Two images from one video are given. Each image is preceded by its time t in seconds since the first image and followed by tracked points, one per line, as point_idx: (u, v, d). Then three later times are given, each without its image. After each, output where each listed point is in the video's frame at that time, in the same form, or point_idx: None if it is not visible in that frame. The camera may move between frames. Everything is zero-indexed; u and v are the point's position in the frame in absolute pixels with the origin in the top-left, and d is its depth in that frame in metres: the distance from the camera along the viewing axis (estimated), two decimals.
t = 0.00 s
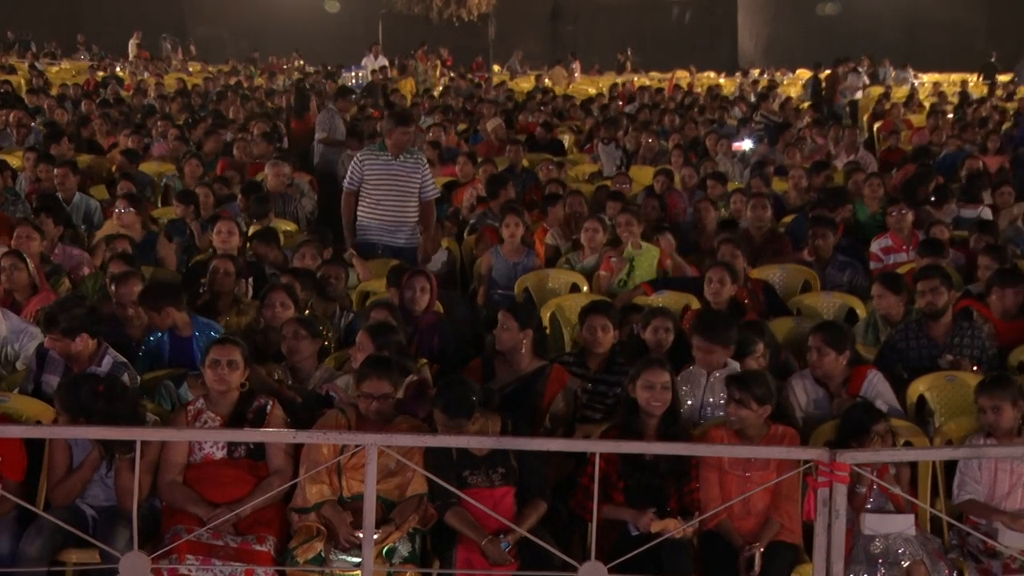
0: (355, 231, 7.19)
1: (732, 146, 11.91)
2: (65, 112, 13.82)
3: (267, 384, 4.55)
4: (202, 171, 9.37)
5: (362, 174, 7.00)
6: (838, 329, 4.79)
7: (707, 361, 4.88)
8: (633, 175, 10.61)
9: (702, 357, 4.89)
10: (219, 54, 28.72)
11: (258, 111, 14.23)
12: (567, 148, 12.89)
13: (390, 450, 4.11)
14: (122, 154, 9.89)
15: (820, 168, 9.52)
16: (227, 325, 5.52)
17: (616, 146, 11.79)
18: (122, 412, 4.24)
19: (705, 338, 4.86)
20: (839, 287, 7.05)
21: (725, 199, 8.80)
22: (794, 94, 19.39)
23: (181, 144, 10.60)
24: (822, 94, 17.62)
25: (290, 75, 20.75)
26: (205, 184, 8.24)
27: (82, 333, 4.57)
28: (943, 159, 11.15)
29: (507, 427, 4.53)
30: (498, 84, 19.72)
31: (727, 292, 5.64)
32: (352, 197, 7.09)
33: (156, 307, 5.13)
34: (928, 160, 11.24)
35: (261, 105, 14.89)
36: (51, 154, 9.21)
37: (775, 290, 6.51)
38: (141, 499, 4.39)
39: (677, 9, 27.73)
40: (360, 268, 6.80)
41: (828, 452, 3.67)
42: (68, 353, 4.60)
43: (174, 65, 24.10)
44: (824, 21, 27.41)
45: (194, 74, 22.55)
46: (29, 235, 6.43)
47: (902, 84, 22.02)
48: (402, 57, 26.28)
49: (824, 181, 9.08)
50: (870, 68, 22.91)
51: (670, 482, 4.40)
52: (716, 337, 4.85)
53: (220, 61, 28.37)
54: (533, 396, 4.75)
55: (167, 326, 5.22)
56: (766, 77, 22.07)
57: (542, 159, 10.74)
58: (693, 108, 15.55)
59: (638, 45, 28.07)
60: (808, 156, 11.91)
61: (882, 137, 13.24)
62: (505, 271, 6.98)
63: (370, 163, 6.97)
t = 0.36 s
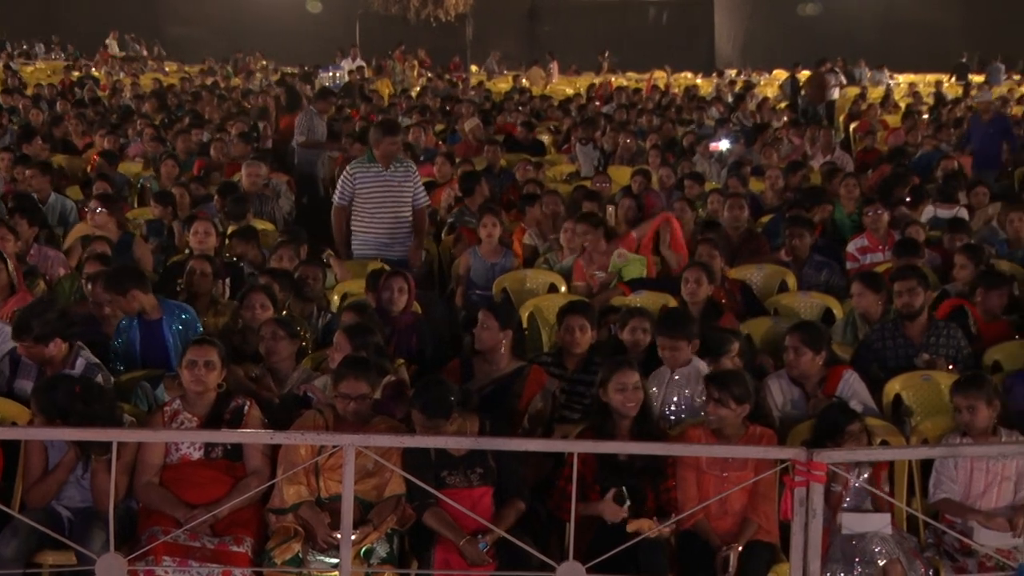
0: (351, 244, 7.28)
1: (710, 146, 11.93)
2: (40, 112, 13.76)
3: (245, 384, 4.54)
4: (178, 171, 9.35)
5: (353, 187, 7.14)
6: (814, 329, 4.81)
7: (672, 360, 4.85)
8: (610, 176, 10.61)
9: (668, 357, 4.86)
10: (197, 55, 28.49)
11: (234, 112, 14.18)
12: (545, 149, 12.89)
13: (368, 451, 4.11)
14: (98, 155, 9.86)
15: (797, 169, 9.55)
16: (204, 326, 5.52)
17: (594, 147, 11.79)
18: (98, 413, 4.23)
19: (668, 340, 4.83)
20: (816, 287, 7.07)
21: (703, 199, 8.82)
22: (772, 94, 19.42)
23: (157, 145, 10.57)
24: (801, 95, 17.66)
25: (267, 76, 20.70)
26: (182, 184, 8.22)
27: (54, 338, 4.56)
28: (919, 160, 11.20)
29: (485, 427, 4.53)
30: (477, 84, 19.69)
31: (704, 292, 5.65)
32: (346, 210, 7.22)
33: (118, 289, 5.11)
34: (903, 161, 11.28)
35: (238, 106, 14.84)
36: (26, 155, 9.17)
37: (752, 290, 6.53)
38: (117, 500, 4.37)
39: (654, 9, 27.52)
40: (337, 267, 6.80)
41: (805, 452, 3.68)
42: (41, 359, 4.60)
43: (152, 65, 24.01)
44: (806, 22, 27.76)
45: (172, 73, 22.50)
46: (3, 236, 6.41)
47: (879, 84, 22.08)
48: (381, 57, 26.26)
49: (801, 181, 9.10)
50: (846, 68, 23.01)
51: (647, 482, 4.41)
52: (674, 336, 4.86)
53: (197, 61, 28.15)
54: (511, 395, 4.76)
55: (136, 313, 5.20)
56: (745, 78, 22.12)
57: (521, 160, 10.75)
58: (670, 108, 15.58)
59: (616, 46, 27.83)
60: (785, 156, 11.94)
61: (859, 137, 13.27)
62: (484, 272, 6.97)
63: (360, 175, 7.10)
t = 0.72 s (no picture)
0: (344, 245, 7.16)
1: (689, 147, 11.94)
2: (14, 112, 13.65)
3: (222, 386, 4.53)
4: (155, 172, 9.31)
5: (340, 188, 6.96)
6: (792, 329, 4.83)
7: (647, 359, 4.83)
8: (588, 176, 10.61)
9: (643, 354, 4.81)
10: (174, 55, 28.07)
11: (211, 112, 14.10)
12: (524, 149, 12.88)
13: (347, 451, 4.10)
14: (74, 156, 9.81)
15: (774, 169, 9.58)
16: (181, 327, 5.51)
17: (573, 147, 11.78)
18: (75, 414, 4.22)
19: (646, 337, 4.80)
20: (794, 287, 7.09)
21: (680, 199, 8.83)
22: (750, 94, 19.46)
23: (133, 146, 10.51)
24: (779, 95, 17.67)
25: (245, 76, 20.59)
26: (158, 185, 8.20)
27: (24, 346, 4.54)
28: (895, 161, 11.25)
29: (463, 428, 4.53)
30: (456, 84, 19.65)
31: (681, 292, 5.66)
32: (336, 210, 7.08)
33: (88, 283, 5.10)
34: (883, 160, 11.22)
35: (215, 106, 14.76)
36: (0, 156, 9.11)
37: (731, 290, 6.54)
38: (95, 501, 4.36)
39: (632, 9, 26.86)
40: (316, 268, 6.81)
41: (783, 452, 3.68)
42: (9, 368, 4.57)
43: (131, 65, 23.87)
44: (789, 21, 28.03)
45: (149, 74, 22.46)
46: None
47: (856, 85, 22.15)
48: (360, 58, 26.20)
49: (778, 181, 9.13)
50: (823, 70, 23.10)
51: (625, 482, 4.41)
52: (652, 334, 4.84)
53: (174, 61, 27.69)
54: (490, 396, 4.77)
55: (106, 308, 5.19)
56: (722, 78, 22.20)
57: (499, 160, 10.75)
58: (649, 109, 15.59)
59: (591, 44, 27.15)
60: (763, 156, 11.96)
61: (837, 137, 13.29)
62: (463, 272, 6.97)
63: (345, 176, 6.91)
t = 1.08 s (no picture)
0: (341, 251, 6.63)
1: (669, 146, 11.96)
2: None
3: (201, 386, 4.52)
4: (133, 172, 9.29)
5: (329, 193, 6.41)
6: (771, 330, 4.86)
7: (626, 362, 4.84)
8: (568, 175, 10.62)
9: (622, 358, 4.83)
10: (153, 55, 27.89)
11: (189, 112, 14.08)
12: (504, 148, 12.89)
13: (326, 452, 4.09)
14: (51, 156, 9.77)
15: (752, 169, 9.60)
16: (159, 328, 5.50)
17: (553, 147, 11.77)
18: (51, 415, 4.20)
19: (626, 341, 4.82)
20: (773, 286, 7.11)
21: (660, 199, 8.84)
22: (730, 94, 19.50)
23: (111, 147, 10.49)
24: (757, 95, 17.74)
25: (223, 77, 20.56)
26: (136, 185, 8.17)
27: None
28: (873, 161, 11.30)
29: (444, 428, 4.53)
30: (435, 84, 19.64)
31: (660, 292, 5.67)
32: (331, 215, 6.53)
33: (62, 289, 5.07)
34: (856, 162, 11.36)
35: (194, 106, 14.72)
36: None
37: (710, 290, 6.56)
38: (72, 502, 4.33)
39: (612, 9, 27.02)
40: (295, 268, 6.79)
41: (763, 451, 3.69)
42: None
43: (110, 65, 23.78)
44: (772, 22, 27.88)
45: (128, 74, 22.39)
46: None
47: (834, 85, 22.26)
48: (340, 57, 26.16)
49: (756, 181, 9.15)
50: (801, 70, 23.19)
51: (604, 481, 4.41)
52: (633, 337, 4.86)
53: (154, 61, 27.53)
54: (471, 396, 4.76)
55: (77, 310, 5.17)
56: (700, 78, 22.30)
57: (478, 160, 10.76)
58: (628, 109, 15.61)
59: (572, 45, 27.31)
60: (742, 157, 11.99)
61: (815, 137, 13.34)
62: (443, 272, 6.98)
63: (332, 180, 6.34)
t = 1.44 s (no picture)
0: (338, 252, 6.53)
1: (650, 147, 11.98)
2: None
3: (182, 388, 4.51)
4: (113, 173, 9.27)
5: (338, 193, 6.34)
6: (753, 329, 4.88)
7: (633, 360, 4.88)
8: (549, 176, 10.62)
9: (627, 355, 4.86)
10: (133, 55, 27.68)
11: (170, 112, 14.06)
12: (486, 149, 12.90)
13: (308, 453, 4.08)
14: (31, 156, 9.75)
15: (733, 170, 9.62)
16: (139, 329, 5.49)
17: (534, 147, 11.77)
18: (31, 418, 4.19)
19: (632, 338, 4.85)
20: (754, 286, 7.13)
21: (642, 200, 8.86)
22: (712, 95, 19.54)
23: (91, 147, 10.47)
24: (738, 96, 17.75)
25: (204, 77, 20.53)
26: (116, 185, 8.14)
27: None
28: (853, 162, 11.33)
29: (426, 429, 4.52)
30: (416, 85, 19.64)
31: (640, 293, 5.69)
32: (335, 217, 6.45)
33: (41, 301, 5.05)
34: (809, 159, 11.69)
35: (175, 106, 14.71)
36: None
37: (691, 290, 6.57)
38: (52, 505, 4.32)
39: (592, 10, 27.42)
40: (276, 270, 6.78)
41: (744, 452, 3.69)
42: None
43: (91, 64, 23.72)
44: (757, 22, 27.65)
45: (108, 74, 22.29)
46: None
47: (815, 86, 22.34)
48: (322, 57, 26.07)
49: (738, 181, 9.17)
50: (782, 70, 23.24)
51: (585, 482, 4.42)
52: (631, 335, 4.89)
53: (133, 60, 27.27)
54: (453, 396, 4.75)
55: (46, 322, 5.16)
56: (681, 78, 22.35)
57: (460, 161, 10.77)
58: (610, 109, 15.64)
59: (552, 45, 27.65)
60: (723, 157, 12.01)
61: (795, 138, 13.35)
62: (426, 273, 6.98)
63: (343, 181, 6.28)
